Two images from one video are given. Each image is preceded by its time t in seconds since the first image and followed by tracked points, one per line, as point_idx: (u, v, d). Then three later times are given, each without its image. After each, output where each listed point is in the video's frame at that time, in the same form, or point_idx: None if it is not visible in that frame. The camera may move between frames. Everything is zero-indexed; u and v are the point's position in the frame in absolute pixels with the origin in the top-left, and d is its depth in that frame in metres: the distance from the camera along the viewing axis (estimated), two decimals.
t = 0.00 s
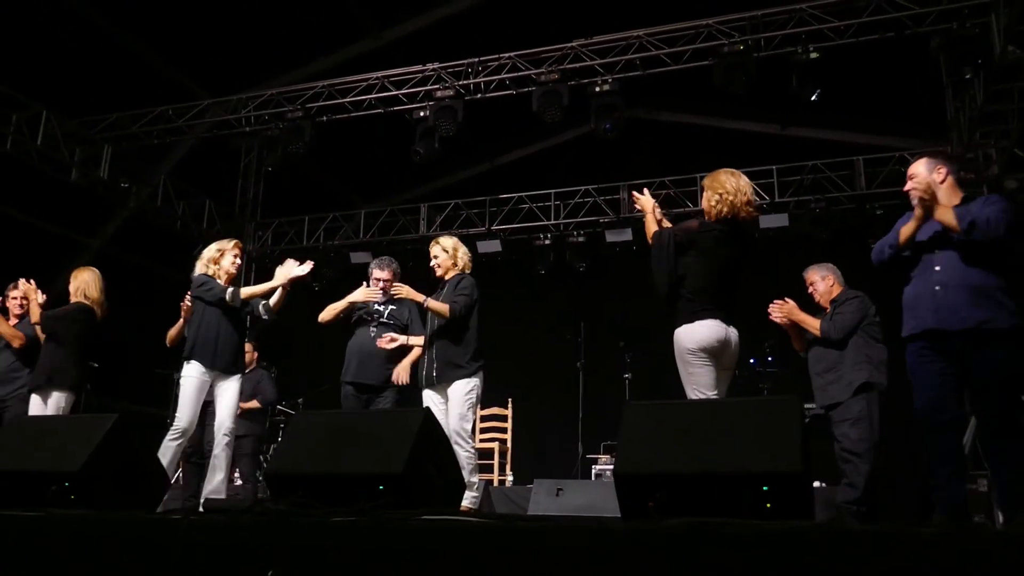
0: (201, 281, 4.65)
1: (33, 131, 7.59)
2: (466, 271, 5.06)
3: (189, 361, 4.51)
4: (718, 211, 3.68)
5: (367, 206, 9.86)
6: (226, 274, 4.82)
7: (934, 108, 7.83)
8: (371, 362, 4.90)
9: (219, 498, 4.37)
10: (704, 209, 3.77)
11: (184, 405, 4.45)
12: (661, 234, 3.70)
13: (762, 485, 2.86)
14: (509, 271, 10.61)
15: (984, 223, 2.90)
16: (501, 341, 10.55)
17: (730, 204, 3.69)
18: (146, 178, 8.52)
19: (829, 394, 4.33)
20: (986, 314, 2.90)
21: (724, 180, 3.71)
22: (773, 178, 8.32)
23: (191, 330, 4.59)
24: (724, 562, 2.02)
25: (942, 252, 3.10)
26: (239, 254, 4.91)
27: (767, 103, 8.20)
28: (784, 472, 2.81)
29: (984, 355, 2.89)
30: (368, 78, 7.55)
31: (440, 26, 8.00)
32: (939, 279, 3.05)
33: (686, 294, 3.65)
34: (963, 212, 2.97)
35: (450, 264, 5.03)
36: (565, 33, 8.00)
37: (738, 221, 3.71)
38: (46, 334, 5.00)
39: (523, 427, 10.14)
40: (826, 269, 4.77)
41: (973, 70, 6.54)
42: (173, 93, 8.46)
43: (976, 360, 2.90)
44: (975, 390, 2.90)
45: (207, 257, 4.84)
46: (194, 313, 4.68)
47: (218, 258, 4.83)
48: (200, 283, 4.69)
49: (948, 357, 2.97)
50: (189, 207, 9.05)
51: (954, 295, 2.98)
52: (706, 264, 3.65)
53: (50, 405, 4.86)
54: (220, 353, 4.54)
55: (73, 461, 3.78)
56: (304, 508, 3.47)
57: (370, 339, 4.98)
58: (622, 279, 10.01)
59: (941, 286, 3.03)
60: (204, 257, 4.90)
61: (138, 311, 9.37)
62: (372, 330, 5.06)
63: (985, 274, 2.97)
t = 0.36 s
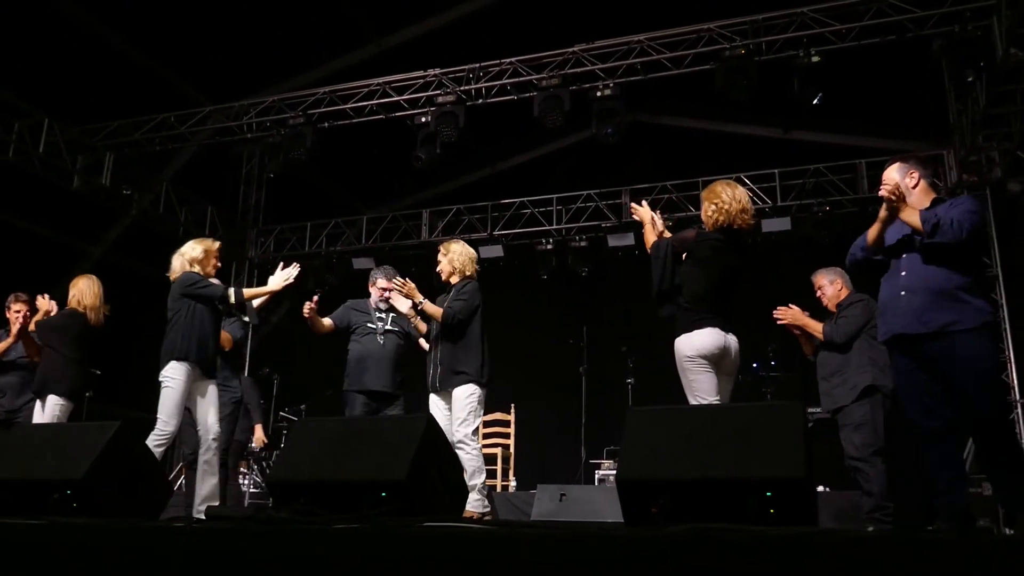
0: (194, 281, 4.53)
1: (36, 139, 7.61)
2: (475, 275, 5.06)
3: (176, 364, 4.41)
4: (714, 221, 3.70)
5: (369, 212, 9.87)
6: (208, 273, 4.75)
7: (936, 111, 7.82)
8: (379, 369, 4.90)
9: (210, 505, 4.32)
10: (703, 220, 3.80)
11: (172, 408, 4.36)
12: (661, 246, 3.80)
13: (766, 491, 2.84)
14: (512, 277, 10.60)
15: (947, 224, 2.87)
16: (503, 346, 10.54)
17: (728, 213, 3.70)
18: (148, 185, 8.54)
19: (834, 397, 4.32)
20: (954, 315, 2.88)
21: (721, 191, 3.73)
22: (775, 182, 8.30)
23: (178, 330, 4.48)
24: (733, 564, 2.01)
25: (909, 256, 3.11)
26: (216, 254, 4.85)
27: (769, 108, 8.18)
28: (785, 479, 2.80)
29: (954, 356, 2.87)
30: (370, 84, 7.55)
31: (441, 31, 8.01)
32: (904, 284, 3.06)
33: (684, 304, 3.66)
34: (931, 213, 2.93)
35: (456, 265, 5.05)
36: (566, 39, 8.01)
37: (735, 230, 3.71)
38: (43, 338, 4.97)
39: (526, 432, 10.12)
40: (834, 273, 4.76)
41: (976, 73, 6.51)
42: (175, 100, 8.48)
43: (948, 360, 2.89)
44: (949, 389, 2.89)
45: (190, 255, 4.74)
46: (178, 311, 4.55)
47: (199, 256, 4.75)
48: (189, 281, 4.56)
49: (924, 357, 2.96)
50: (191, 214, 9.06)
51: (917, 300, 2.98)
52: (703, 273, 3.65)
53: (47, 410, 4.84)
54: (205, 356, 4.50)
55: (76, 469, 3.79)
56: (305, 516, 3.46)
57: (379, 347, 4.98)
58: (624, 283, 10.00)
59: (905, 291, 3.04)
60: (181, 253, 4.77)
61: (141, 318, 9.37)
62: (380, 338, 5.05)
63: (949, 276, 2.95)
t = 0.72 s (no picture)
0: (181, 283, 4.55)
1: (39, 144, 7.62)
2: (485, 272, 5.13)
3: (164, 368, 4.43)
4: (710, 231, 3.74)
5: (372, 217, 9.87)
6: (189, 274, 4.76)
7: (938, 113, 7.81)
8: (390, 375, 4.95)
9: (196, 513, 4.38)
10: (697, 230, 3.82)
11: (162, 413, 4.38)
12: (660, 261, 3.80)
13: (770, 495, 2.82)
14: (515, 281, 10.59)
15: (928, 227, 2.76)
16: (506, 350, 10.52)
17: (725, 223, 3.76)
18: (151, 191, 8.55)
19: (845, 400, 4.30)
20: (931, 317, 2.78)
21: (715, 203, 3.80)
22: (778, 185, 8.29)
23: (165, 334, 4.50)
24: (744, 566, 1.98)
25: (892, 263, 3.03)
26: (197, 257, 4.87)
27: (773, 111, 8.17)
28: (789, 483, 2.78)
29: (933, 358, 2.76)
30: (372, 88, 7.55)
31: (443, 36, 8.02)
32: (886, 292, 2.98)
33: (690, 309, 3.66)
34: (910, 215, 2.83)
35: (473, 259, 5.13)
36: (568, 42, 8.01)
37: (731, 237, 3.78)
38: (47, 343, 4.97)
39: (529, 436, 10.09)
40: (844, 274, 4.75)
41: (979, 74, 6.49)
42: (178, 105, 8.50)
43: (928, 363, 2.78)
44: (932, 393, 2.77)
45: (175, 253, 4.73)
46: (163, 313, 4.55)
47: (186, 256, 4.76)
48: (173, 283, 4.57)
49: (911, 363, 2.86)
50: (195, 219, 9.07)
51: (898, 307, 2.90)
52: (709, 280, 3.65)
53: (50, 415, 4.84)
54: (189, 359, 4.54)
55: (79, 474, 3.79)
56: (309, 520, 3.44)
57: (392, 352, 5.04)
58: (627, 287, 9.99)
59: (887, 299, 2.96)
60: (164, 250, 4.74)
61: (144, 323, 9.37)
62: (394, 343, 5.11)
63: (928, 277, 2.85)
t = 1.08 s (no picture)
0: (185, 289, 4.58)
1: (44, 152, 7.64)
2: (499, 272, 5.21)
3: (168, 372, 4.48)
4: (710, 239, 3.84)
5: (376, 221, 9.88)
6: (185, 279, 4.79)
7: (942, 111, 7.79)
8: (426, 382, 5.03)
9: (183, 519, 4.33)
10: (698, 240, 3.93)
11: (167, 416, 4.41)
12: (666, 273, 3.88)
13: (780, 494, 2.78)
14: (519, 283, 10.59)
15: (927, 218, 2.66)
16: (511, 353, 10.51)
17: (722, 231, 3.85)
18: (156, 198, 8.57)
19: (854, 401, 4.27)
20: (919, 310, 2.71)
21: (708, 216, 3.89)
22: (782, 184, 8.28)
23: (168, 339, 4.52)
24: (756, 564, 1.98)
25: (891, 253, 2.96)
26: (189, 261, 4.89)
27: (775, 111, 8.16)
28: (797, 482, 2.76)
29: (922, 351, 2.68)
30: (375, 93, 7.55)
31: (445, 39, 8.03)
32: (882, 283, 2.92)
33: (696, 308, 3.67)
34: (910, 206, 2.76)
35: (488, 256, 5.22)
36: (571, 44, 8.01)
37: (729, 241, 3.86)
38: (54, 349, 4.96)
39: (536, 439, 10.08)
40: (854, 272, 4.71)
41: (982, 71, 6.46)
42: (182, 112, 8.52)
43: (917, 357, 2.70)
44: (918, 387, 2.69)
45: (173, 256, 4.74)
46: (164, 321, 4.54)
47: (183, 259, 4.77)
48: (176, 290, 4.57)
49: (899, 358, 2.79)
50: (200, 226, 9.10)
51: (890, 298, 2.83)
52: (720, 282, 3.68)
53: (58, 422, 4.82)
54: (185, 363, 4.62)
55: (90, 479, 3.82)
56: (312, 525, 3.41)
57: (425, 357, 5.10)
58: (632, 288, 9.98)
59: (882, 291, 2.90)
60: (162, 253, 4.73)
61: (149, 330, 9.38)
62: (425, 349, 5.17)
63: (922, 268, 2.77)
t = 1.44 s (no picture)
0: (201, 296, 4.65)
1: (58, 160, 7.69)
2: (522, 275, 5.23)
3: (185, 379, 4.56)
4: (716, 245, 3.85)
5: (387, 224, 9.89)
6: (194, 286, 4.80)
7: (955, 106, 7.74)
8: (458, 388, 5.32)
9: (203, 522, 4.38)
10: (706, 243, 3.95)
11: (187, 418, 4.54)
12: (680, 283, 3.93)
13: (800, 493, 2.79)
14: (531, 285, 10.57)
15: (935, 203, 2.57)
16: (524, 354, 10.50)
17: (727, 233, 3.84)
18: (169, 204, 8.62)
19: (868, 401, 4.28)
20: (938, 302, 2.61)
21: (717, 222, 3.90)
22: (794, 182, 8.25)
23: (185, 347, 4.59)
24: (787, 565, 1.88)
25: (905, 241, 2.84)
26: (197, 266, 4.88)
27: (787, 107, 8.12)
28: (812, 479, 2.73)
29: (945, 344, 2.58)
30: (385, 95, 7.57)
31: (454, 42, 8.04)
32: (896, 273, 2.80)
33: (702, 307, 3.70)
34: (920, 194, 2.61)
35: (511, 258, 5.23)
36: (580, 45, 8.00)
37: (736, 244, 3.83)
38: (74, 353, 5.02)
39: (550, 441, 10.05)
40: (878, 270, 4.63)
41: (996, 65, 6.41)
42: (194, 118, 8.57)
43: (939, 351, 2.60)
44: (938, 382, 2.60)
45: (184, 263, 4.72)
46: (181, 329, 4.58)
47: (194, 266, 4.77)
48: (192, 297, 4.63)
49: (914, 351, 2.71)
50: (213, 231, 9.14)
51: (907, 289, 2.72)
52: (732, 281, 3.67)
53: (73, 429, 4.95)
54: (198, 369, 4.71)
55: (108, 482, 3.84)
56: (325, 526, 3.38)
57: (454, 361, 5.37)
58: (645, 288, 9.96)
59: (897, 281, 2.78)
60: (173, 259, 4.71)
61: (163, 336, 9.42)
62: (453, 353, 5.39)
63: (939, 256, 2.66)
